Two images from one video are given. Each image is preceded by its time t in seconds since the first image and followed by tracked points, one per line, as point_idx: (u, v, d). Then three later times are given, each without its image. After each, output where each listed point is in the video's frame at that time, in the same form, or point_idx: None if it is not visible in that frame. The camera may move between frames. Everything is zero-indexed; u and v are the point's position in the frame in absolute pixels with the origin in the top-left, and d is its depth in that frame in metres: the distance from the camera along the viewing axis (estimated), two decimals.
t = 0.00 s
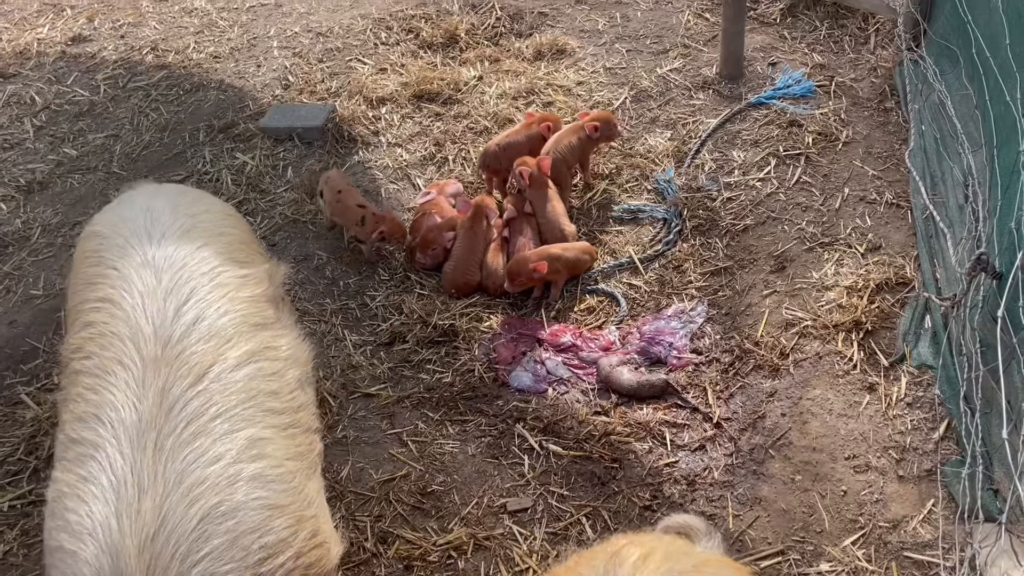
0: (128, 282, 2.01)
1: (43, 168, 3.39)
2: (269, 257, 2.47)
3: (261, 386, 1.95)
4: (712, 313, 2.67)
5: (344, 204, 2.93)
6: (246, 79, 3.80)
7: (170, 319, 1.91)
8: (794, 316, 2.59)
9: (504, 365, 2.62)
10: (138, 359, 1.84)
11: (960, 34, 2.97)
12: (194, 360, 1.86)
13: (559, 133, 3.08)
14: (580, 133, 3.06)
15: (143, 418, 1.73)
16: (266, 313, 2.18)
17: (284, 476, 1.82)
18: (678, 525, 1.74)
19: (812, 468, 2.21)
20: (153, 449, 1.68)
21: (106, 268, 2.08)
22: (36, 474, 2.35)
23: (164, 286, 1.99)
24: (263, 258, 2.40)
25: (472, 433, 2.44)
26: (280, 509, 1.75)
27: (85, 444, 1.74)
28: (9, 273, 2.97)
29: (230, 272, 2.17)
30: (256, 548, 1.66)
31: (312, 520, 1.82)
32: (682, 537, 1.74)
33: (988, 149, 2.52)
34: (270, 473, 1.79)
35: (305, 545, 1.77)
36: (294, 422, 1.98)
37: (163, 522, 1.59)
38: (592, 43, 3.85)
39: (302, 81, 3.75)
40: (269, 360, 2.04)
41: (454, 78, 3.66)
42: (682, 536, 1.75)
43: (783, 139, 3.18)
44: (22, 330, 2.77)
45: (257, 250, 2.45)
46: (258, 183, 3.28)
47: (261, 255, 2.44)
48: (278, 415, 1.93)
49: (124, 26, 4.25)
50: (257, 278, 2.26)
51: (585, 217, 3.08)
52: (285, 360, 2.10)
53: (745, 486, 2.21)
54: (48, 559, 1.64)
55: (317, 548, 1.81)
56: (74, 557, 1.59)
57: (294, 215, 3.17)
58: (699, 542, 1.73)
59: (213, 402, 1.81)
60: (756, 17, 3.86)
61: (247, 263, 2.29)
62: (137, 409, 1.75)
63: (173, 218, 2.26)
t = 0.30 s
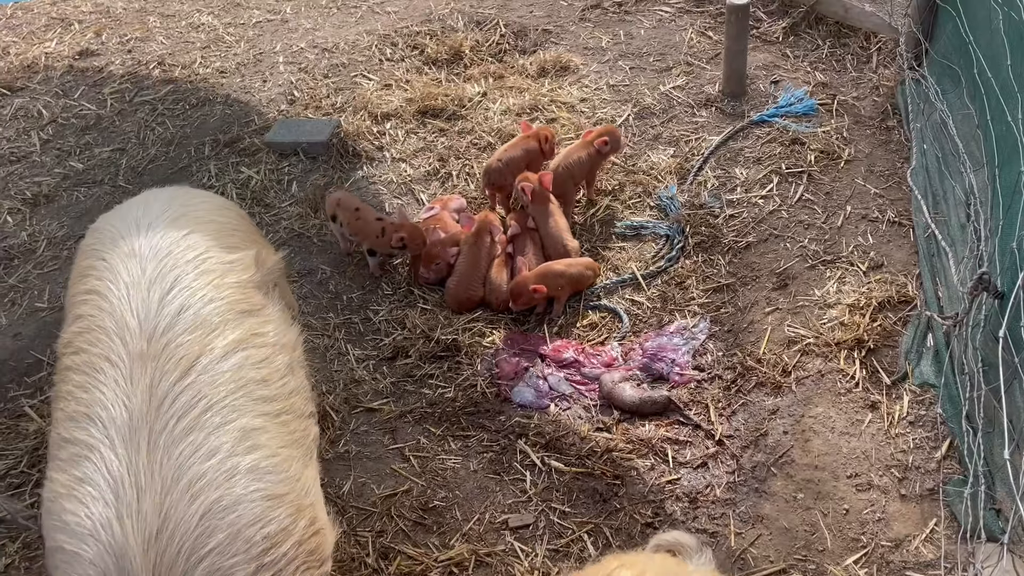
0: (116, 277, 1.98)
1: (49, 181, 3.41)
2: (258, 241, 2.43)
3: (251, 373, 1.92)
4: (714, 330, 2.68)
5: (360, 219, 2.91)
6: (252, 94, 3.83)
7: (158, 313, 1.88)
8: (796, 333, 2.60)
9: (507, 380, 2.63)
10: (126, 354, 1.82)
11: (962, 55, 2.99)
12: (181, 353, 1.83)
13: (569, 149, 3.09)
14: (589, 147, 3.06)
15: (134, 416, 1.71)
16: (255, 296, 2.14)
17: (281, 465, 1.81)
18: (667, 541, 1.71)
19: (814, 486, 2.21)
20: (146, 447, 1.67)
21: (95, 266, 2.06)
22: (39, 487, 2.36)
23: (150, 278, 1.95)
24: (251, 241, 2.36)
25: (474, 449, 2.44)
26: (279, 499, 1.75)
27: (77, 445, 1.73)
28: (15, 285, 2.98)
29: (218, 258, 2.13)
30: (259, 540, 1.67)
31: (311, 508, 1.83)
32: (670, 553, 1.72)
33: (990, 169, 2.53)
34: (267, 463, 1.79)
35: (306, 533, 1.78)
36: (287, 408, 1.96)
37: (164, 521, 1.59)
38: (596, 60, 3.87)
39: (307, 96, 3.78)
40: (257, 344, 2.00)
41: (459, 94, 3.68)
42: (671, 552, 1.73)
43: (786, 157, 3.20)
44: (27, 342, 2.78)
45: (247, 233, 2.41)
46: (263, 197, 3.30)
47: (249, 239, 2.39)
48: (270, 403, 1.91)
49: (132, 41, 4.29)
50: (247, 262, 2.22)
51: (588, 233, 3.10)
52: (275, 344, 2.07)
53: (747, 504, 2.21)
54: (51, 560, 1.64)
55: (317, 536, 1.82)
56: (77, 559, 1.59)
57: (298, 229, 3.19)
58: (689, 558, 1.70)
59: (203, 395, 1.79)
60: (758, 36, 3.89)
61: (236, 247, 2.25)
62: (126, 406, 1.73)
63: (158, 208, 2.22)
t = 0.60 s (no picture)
0: (91, 276, 1.88)
1: (57, 192, 3.43)
2: (242, 227, 2.32)
3: (233, 361, 1.82)
4: (720, 345, 2.67)
5: (373, 232, 2.91)
6: (260, 106, 3.85)
7: (134, 308, 1.79)
8: (802, 349, 2.59)
9: (512, 395, 2.62)
10: (103, 352, 1.72)
11: (968, 72, 2.99)
12: (159, 346, 1.73)
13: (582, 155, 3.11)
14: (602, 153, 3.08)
15: (114, 415, 1.62)
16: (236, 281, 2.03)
17: (271, 452, 1.72)
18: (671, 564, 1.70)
19: (821, 503, 2.20)
20: (131, 444, 1.58)
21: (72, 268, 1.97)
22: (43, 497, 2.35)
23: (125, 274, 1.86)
24: (232, 227, 2.26)
25: (479, 462, 2.44)
26: (273, 486, 1.66)
27: (57, 450, 1.62)
28: (21, 296, 2.99)
29: (195, 247, 2.03)
30: (259, 527, 1.58)
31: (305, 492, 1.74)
32: None
33: (997, 185, 2.53)
34: (257, 451, 1.69)
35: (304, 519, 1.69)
36: (273, 395, 1.85)
37: (160, 517, 1.50)
38: (602, 75, 3.89)
39: (314, 108, 3.80)
40: (237, 330, 1.90)
41: (465, 108, 3.70)
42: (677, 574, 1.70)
43: (792, 173, 3.20)
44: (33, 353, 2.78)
45: (231, 218, 2.31)
46: (270, 209, 3.31)
47: (233, 224, 2.29)
48: (256, 391, 1.81)
49: (140, 53, 4.31)
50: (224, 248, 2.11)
51: (593, 247, 3.09)
52: (258, 331, 1.96)
53: (753, 520, 2.20)
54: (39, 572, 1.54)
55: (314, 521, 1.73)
56: (68, 567, 1.49)
57: (304, 242, 3.19)
58: None
59: (184, 387, 1.69)
60: (764, 51, 3.90)
61: (214, 234, 2.14)
62: (105, 405, 1.63)
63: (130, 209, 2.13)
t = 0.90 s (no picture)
0: (108, 285, 1.95)
1: (65, 202, 3.44)
2: (244, 230, 2.41)
3: (253, 360, 1.94)
4: (727, 359, 2.67)
5: (379, 238, 2.95)
6: (268, 118, 3.87)
7: (157, 313, 1.88)
8: (809, 363, 2.59)
9: (518, 407, 2.62)
10: (128, 356, 1.80)
11: (975, 87, 3.00)
12: (183, 348, 1.83)
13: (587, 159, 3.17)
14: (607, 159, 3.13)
15: (148, 414, 1.71)
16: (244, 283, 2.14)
17: (296, 443, 1.85)
18: None
19: (828, 519, 2.19)
20: (168, 441, 1.68)
21: (85, 279, 2.03)
22: (50, 508, 2.35)
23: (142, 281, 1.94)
24: (236, 231, 2.35)
25: (485, 476, 2.44)
26: (302, 474, 1.80)
27: (92, 452, 1.71)
28: (30, 306, 3.00)
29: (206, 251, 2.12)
30: (295, 513, 1.71)
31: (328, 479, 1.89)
32: None
33: (1005, 201, 2.54)
34: (284, 443, 1.82)
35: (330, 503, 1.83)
36: (290, 390, 1.99)
37: (204, 508, 1.61)
38: (609, 88, 3.90)
39: (322, 120, 3.81)
40: (253, 330, 2.02)
41: (473, 120, 3.71)
42: None
43: (798, 187, 3.21)
44: (41, 363, 2.78)
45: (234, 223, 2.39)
46: (277, 220, 3.32)
47: (237, 227, 2.38)
48: (276, 386, 1.94)
49: (149, 64, 4.34)
50: (230, 252, 2.21)
51: (600, 260, 3.10)
52: (271, 329, 2.09)
53: (760, 536, 2.19)
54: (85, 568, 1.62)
55: (338, 505, 1.88)
56: (117, 561, 1.58)
57: (312, 253, 3.20)
58: None
59: (212, 386, 1.80)
60: (770, 65, 3.92)
61: (219, 239, 2.23)
62: (138, 406, 1.72)
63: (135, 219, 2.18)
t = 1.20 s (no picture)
0: (143, 288, 1.98)
1: (70, 208, 3.45)
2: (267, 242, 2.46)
3: (288, 361, 1.96)
4: (731, 366, 2.66)
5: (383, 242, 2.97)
6: (272, 123, 3.88)
7: (196, 316, 1.91)
8: (814, 370, 2.58)
9: (522, 414, 2.61)
10: (167, 358, 1.83)
11: (979, 94, 3.00)
12: (220, 350, 1.86)
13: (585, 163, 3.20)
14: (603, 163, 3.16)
15: (190, 413, 1.73)
16: (273, 291, 2.18)
17: (334, 442, 1.86)
18: None
19: (833, 527, 2.18)
20: (210, 438, 1.69)
21: (116, 281, 2.04)
22: (54, 514, 2.35)
23: (179, 286, 1.98)
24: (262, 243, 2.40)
25: (489, 482, 2.43)
26: (342, 473, 1.81)
27: (134, 451, 1.71)
28: (34, 311, 3.00)
29: (238, 261, 2.17)
30: (335, 510, 1.72)
31: (365, 480, 1.89)
32: None
33: (1010, 208, 2.53)
34: (323, 442, 1.83)
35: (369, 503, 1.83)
36: (325, 392, 2.00)
37: (248, 503, 1.62)
38: (613, 94, 3.91)
39: (326, 126, 3.82)
40: (287, 335, 2.04)
41: (476, 126, 3.72)
42: None
43: (802, 194, 3.21)
44: (45, 368, 2.78)
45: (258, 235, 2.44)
46: (281, 226, 3.32)
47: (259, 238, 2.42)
48: (311, 388, 1.96)
49: (154, 70, 4.35)
50: (259, 261, 2.25)
51: (604, 266, 3.09)
52: (302, 334, 2.12)
53: (765, 543, 2.18)
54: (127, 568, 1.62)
55: (375, 507, 1.88)
56: (161, 558, 1.58)
57: (315, 259, 3.21)
58: None
59: (251, 385, 1.82)
60: (774, 72, 3.92)
61: (248, 248, 2.28)
62: (181, 405, 1.74)
63: (161, 224, 2.21)
